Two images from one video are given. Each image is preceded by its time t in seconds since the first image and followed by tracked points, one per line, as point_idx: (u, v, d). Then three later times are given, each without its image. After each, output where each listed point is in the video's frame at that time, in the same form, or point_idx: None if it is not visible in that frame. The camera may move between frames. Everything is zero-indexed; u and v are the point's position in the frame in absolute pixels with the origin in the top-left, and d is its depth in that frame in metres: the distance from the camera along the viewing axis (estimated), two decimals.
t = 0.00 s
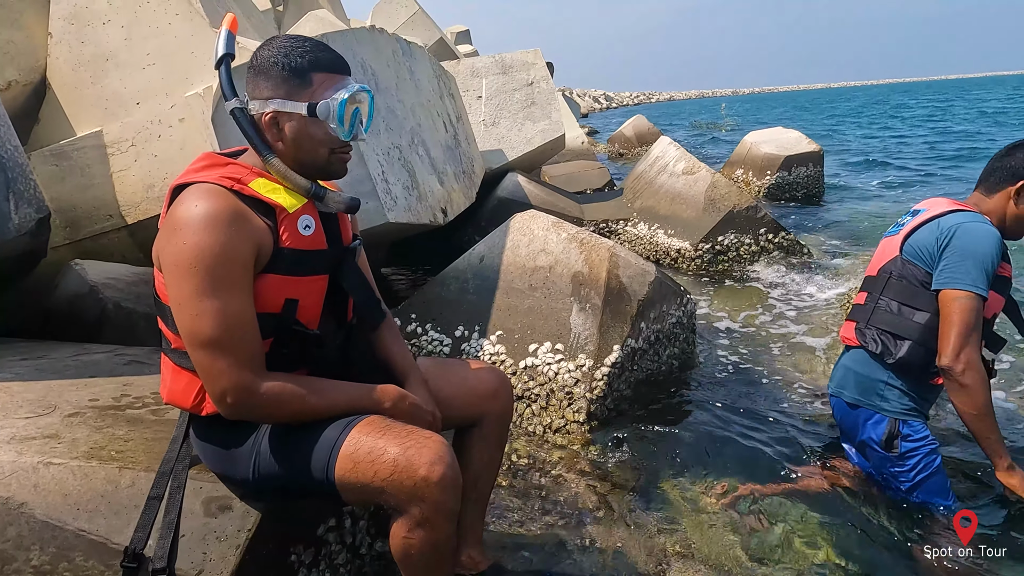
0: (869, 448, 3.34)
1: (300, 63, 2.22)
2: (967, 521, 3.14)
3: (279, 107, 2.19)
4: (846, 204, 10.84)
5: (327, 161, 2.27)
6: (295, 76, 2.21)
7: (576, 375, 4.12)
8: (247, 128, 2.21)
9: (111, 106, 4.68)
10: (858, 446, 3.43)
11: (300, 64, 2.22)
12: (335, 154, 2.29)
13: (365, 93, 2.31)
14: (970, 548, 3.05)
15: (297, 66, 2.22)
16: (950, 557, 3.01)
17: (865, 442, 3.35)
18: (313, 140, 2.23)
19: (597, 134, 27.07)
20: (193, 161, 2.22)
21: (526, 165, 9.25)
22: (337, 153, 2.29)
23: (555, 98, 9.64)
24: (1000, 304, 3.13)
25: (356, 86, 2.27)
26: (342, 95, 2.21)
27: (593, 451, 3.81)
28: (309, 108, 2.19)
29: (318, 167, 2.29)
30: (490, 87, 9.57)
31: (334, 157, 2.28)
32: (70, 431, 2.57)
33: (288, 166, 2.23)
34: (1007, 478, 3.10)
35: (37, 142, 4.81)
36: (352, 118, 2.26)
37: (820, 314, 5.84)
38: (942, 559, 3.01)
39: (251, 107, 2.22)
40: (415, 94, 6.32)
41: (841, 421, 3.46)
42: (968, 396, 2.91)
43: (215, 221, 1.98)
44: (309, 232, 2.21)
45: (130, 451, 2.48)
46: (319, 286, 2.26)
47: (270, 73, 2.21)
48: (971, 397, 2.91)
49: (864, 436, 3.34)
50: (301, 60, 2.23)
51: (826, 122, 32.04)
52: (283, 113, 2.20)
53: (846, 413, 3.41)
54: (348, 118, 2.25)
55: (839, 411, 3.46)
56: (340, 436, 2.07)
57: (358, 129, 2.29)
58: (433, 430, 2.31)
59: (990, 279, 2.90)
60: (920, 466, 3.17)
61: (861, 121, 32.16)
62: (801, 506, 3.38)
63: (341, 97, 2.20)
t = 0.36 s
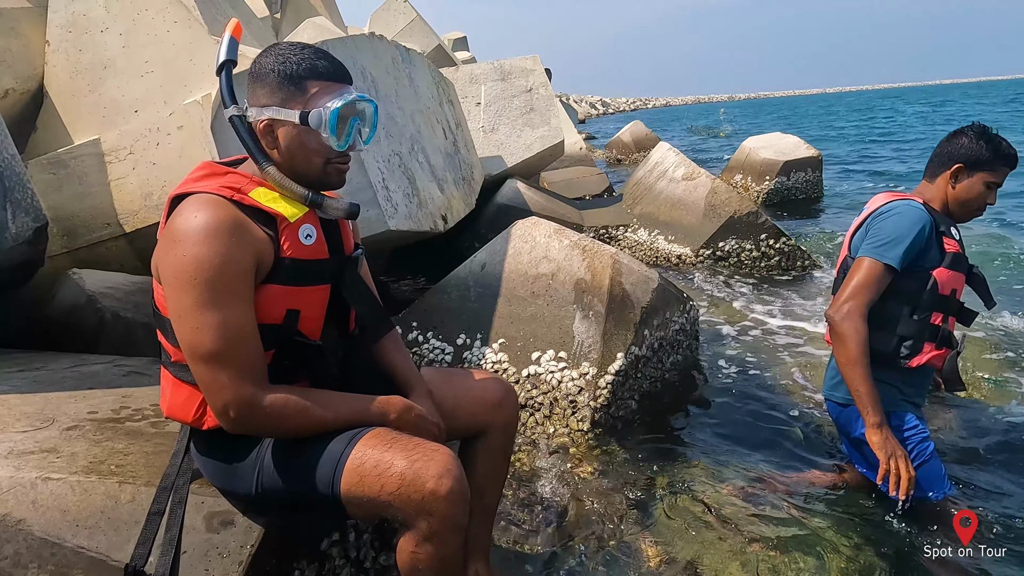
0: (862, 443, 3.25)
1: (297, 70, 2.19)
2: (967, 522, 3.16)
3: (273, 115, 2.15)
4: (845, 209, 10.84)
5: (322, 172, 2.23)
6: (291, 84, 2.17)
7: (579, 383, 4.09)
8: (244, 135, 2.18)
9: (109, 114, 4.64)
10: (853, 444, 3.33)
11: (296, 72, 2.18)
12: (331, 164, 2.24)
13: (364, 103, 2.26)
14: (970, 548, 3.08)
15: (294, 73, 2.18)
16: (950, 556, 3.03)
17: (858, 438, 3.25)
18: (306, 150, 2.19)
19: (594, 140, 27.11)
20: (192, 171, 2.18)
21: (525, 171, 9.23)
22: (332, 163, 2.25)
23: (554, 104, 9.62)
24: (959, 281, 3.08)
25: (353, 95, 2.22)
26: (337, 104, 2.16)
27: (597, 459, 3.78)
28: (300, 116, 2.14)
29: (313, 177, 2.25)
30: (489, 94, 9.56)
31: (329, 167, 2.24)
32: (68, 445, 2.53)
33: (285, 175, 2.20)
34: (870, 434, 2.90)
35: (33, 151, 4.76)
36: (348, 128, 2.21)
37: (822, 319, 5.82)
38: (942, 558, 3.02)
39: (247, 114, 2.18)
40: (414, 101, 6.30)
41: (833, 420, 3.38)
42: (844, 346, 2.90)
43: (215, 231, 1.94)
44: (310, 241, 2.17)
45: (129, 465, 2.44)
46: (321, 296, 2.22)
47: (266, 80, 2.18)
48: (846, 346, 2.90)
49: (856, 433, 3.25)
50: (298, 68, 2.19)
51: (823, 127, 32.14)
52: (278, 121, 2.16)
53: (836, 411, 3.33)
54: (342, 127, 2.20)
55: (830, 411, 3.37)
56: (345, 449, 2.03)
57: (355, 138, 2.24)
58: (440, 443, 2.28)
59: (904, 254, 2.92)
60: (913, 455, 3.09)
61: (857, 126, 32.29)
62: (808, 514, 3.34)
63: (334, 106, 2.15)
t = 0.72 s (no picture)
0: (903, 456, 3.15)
1: (308, 70, 2.14)
2: (967, 522, 3.04)
3: (281, 114, 2.10)
4: (846, 213, 10.83)
5: (328, 174, 2.19)
6: (301, 84, 2.12)
7: (585, 389, 4.03)
8: (249, 134, 2.13)
9: (108, 118, 4.60)
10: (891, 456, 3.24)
11: (307, 72, 2.14)
12: (337, 167, 2.20)
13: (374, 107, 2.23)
14: (969, 548, 3.03)
15: (305, 73, 2.13)
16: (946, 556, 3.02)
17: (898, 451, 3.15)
18: (314, 150, 2.14)
19: (593, 145, 27.14)
20: (192, 173, 2.14)
21: (526, 175, 9.20)
22: (339, 166, 2.20)
23: (554, 108, 9.59)
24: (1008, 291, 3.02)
25: (365, 98, 2.18)
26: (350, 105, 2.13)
27: (604, 464, 3.72)
28: (311, 117, 2.09)
29: (318, 178, 2.20)
30: (489, 98, 9.53)
31: (335, 170, 2.20)
32: (68, 453, 2.47)
33: (290, 175, 2.15)
34: (961, 462, 2.84)
35: (31, 156, 4.71)
36: (358, 131, 2.17)
37: (827, 323, 5.78)
38: (938, 558, 3.02)
39: (254, 112, 2.13)
40: (416, 105, 6.27)
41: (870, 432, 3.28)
42: (921, 374, 2.80)
43: (218, 234, 1.89)
44: (314, 242, 2.12)
45: (131, 473, 2.39)
46: (326, 299, 2.18)
47: (275, 79, 2.13)
48: (924, 374, 2.80)
49: (896, 446, 3.15)
50: (309, 68, 2.15)
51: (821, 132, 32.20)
52: (286, 120, 2.11)
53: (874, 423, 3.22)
54: (353, 131, 2.16)
55: (867, 423, 3.27)
56: (354, 454, 1.98)
57: (364, 144, 2.20)
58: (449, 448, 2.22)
59: (964, 269, 2.78)
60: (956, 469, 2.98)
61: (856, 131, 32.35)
62: (821, 519, 3.28)
63: (347, 109, 2.11)
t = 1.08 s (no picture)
0: (948, 457, 3.22)
1: (303, 67, 2.12)
2: (966, 522, 3.15)
3: (276, 112, 2.07)
4: (845, 216, 10.82)
5: (324, 172, 2.16)
6: (295, 81, 2.09)
7: (587, 392, 4.01)
8: (245, 133, 2.10)
9: (106, 121, 4.56)
10: (933, 455, 3.30)
11: (302, 69, 2.11)
12: (333, 165, 2.17)
13: (370, 103, 2.19)
14: (969, 548, 3.03)
15: (299, 69, 2.10)
16: (947, 556, 3.01)
17: (944, 451, 3.22)
18: (309, 149, 2.11)
19: (591, 149, 27.14)
20: (190, 172, 2.10)
21: (525, 178, 9.17)
22: (334, 164, 2.17)
23: (554, 111, 9.58)
24: None
25: (360, 94, 2.15)
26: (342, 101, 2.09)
27: (606, 468, 3.68)
28: (304, 114, 2.07)
29: (315, 177, 2.17)
30: (489, 102, 9.51)
31: (331, 168, 2.17)
32: (63, 458, 2.44)
33: (287, 174, 2.12)
34: None
35: (28, 160, 4.67)
36: (354, 127, 2.13)
37: (829, 325, 5.76)
38: (940, 558, 3.01)
39: (249, 111, 2.10)
40: (415, 107, 6.24)
41: (914, 429, 3.33)
42: None
43: (216, 233, 1.86)
44: (313, 242, 2.09)
45: (127, 479, 2.35)
46: (324, 299, 2.14)
47: (270, 77, 2.10)
48: None
49: (943, 446, 3.21)
50: (303, 65, 2.12)
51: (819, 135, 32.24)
52: (281, 118, 2.08)
53: (921, 419, 3.28)
54: (347, 128, 2.13)
55: (911, 420, 3.33)
56: (353, 459, 1.95)
57: (360, 138, 2.17)
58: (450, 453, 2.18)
59: None
60: (1006, 474, 3.07)
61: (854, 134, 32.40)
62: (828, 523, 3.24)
63: (340, 105, 2.08)
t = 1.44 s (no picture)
0: (978, 456, 3.09)
1: (296, 72, 2.10)
2: (967, 522, 3.16)
3: (270, 118, 2.06)
4: (838, 219, 10.87)
5: (321, 176, 2.15)
6: (288, 86, 2.08)
7: (583, 397, 4.00)
8: (240, 140, 2.09)
9: (98, 126, 4.53)
10: (963, 456, 3.17)
11: (295, 73, 2.09)
12: (329, 169, 2.16)
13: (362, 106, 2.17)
14: (969, 548, 3.05)
15: (292, 74, 2.09)
16: (946, 557, 3.03)
17: (975, 450, 3.09)
18: (305, 154, 2.10)
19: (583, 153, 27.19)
20: (186, 178, 2.09)
21: (520, 183, 9.18)
22: (329, 169, 2.16)
23: (547, 116, 9.59)
24: None
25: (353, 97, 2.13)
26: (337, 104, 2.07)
27: (603, 473, 3.67)
28: (298, 120, 2.05)
29: (310, 182, 2.16)
30: (482, 106, 9.51)
31: (328, 172, 2.16)
32: (55, 468, 2.41)
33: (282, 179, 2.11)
34: None
35: (19, 166, 4.64)
36: (349, 131, 2.12)
37: (823, 328, 5.77)
38: (939, 558, 3.03)
39: (242, 117, 2.09)
40: (409, 112, 6.23)
41: (944, 426, 3.20)
42: None
43: (212, 239, 1.84)
44: (310, 248, 2.08)
45: (120, 488, 2.32)
46: (320, 306, 2.13)
47: (263, 82, 2.08)
48: None
49: (974, 444, 3.08)
50: (297, 70, 2.10)
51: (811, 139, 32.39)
52: (275, 124, 2.07)
53: (953, 416, 3.15)
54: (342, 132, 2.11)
55: (941, 417, 3.20)
56: (349, 467, 1.93)
57: (354, 142, 2.15)
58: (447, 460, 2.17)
59: None
60: None
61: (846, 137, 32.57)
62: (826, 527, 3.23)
63: (335, 109, 2.06)
